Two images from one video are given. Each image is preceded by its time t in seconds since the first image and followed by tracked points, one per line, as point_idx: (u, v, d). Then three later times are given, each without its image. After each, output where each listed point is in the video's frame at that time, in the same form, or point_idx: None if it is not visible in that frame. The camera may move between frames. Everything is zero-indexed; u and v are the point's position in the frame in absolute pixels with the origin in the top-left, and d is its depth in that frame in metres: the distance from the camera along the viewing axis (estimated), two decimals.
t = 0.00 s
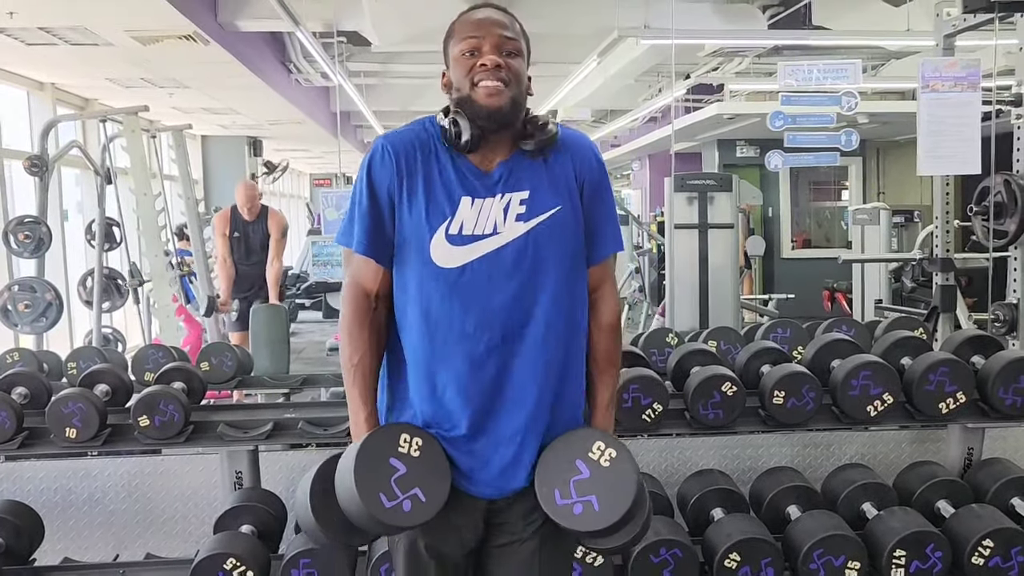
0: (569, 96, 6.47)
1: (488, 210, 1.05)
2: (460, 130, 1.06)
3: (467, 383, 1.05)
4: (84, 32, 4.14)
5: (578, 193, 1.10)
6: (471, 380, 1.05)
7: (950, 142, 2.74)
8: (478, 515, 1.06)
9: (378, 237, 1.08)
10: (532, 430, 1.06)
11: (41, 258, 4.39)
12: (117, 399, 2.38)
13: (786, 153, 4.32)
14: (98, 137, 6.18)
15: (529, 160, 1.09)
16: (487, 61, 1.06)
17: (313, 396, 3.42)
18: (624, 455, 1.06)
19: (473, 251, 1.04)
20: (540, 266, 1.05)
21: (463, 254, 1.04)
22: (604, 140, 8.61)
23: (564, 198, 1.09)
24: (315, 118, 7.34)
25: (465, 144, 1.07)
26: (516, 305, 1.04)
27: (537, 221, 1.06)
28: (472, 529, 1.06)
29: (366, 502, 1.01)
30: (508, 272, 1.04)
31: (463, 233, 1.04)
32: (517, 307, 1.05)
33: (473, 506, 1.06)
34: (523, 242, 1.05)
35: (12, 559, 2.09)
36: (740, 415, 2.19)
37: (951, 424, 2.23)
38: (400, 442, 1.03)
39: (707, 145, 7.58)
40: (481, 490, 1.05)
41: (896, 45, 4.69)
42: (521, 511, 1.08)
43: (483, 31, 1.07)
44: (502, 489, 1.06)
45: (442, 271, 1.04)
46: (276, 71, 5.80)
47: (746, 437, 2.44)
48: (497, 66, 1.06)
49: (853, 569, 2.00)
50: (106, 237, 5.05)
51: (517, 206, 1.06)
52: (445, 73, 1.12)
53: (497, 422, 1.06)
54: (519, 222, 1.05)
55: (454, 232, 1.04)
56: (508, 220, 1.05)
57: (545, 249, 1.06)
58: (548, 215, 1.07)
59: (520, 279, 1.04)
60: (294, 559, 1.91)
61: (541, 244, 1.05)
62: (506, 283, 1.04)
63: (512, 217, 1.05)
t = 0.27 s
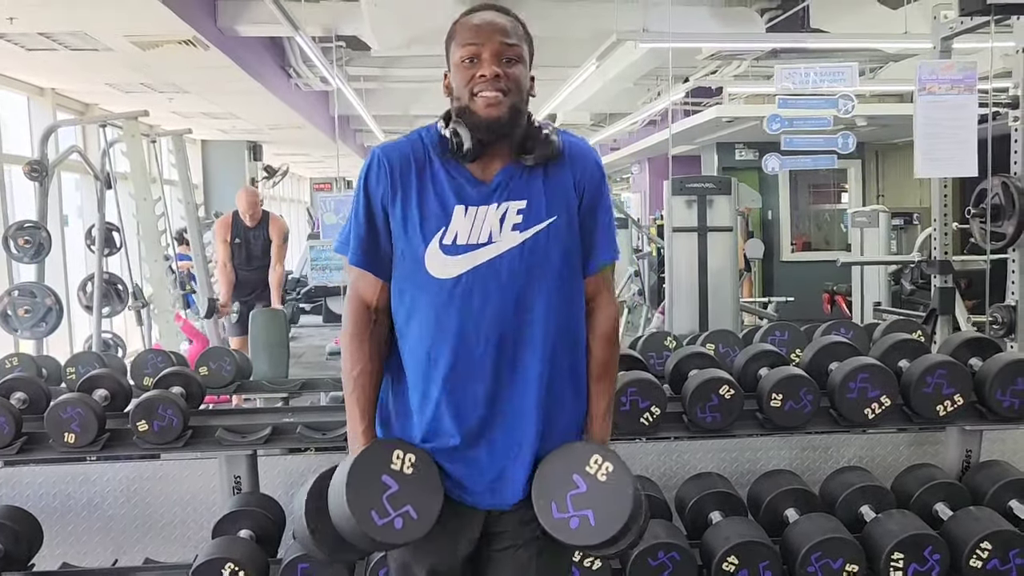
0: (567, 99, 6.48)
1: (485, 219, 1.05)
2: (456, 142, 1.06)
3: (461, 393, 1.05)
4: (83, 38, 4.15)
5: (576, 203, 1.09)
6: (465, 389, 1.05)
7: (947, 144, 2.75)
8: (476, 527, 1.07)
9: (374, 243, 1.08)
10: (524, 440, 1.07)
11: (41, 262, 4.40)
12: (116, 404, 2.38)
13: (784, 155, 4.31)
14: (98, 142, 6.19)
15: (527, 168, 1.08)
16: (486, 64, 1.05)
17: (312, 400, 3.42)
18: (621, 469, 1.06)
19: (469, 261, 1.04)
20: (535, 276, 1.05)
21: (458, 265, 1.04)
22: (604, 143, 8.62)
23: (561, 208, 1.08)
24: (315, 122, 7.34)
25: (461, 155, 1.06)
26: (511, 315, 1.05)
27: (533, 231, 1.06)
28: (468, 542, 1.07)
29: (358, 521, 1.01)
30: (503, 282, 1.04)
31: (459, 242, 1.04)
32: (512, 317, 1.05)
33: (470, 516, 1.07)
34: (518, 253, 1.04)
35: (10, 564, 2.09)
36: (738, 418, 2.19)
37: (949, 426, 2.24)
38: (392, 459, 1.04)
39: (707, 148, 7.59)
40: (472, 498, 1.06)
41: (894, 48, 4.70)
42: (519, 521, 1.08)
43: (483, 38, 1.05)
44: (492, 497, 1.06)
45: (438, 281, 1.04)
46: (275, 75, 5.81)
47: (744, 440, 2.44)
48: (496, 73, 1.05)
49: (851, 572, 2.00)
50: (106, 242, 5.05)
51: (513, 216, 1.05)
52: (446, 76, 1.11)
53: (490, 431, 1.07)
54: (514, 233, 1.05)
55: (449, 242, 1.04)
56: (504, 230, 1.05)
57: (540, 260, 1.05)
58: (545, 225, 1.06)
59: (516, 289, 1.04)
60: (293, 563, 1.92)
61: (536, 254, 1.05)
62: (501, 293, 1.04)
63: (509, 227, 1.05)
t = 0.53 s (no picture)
0: (569, 100, 6.48)
1: (473, 229, 1.01)
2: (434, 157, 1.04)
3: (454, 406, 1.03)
4: (84, 42, 4.16)
5: (571, 212, 1.05)
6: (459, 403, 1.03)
7: (946, 144, 2.74)
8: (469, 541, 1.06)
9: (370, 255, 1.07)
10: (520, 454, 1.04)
11: (44, 266, 4.41)
12: (115, 408, 2.39)
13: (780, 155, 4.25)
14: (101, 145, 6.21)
15: (513, 178, 1.04)
16: (426, 95, 1.03)
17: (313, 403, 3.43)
18: (631, 510, 1.08)
19: (458, 271, 1.01)
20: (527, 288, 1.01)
21: (447, 276, 1.01)
22: (606, 143, 8.62)
23: (554, 217, 1.03)
24: (315, 123, 7.35)
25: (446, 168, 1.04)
26: (502, 326, 1.01)
27: (524, 240, 1.01)
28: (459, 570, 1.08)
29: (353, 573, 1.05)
30: (495, 294, 1.01)
31: (449, 252, 1.01)
32: (504, 329, 1.02)
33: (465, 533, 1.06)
34: (508, 264, 1.00)
35: (10, 569, 2.10)
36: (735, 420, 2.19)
37: (947, 426, 2.23)
38: (380, 508, 1.05)
39: (709, 147, 7.58)
40: (470, 510, 1.05)
41: (895, 46, 4.69)
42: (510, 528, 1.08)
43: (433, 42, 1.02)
44: (490, 510, 1.04)
45: (428, 292, 1.02)
46: (276, 78, 5.81)
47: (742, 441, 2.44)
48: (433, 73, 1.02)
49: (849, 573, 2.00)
50: (108, 244, 5.07)
51: (503, 225, 1.01)
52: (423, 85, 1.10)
53: (484, 446, 1.04)
54: (505, 241, 1.01)
55: (437, 253, 1.01)
56: (494, 238, 1.01)
57: (532, 271, 1.01)
58: (538, 234, 1.02)
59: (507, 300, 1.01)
60: (289, 568, 1.92)
61: (528, 266, 1.01)
62: (491, 306, 1.01)
63: (498, 236, 1.01)
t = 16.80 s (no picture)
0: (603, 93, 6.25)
1: (553, 212, 1.00)
2: (528, 141, 1.00)
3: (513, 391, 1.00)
4: None
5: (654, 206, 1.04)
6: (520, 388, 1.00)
7: None
8: (572, 543, 1.02)
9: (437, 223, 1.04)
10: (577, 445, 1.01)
11: (53, 224, 4.17)
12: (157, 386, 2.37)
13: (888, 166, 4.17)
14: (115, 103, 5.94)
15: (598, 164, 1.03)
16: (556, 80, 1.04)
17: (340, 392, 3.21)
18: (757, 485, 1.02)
19: (530, 254, 0.99)
20: (602, 277, 1.01)
21: (521, 254, 0.99)
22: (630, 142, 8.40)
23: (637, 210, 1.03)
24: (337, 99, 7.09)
25: (535, 149, 1.01)
26: (570, 315, 0.99)
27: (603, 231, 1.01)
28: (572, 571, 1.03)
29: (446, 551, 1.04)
30: (564, 279, 0.99)
31: (525, 232, 0.99)
32: (578, 314, 0.99)
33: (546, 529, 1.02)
34: (585, 250, 1.00)
35: (32, 557, 1.96)
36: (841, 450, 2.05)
37: None
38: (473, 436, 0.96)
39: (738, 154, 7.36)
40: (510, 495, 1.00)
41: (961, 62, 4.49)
42: (597, 536, 1.04)
43: (565, 24, 1.02)
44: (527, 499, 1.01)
45: (497, 270, 0.99)
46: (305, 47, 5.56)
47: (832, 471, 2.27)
48: (575, 64, 1.01)
49: None
50: (120, 207, 4.83)
51: (585, 214, 1.00)
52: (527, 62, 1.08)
53: (541, 433, 1.01)
54: (584, 230, 1.00)
55: (513, 230, 0.99)
56: (574, 226, 1.00)
57: (608, 260, 1.01)
58: (616, 227, 1.01)
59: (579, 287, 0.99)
60: None
61: (605, 253, 1.01)
62: (564, 291, 0.99)
63: (579, 224, 1.00)
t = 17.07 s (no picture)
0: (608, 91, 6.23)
1: (559, 234, 1.05)
2: (530, 157, 1.04)
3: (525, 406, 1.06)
4: None
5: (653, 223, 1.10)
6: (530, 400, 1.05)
7: None
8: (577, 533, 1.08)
9: (448, 241, 1.08)
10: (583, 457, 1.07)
11: (57, 220, 4.18)
12: (162, 382, 2.38)
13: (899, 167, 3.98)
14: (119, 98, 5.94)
15: (600, 183, 1.07)
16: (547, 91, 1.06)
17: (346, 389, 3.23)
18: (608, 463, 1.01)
19: (538, 274, 1.04)
20: (605, 295, 1.06)
21: (529, 276, 1.04)
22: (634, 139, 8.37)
23: (637, 228, 1.08)
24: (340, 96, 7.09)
25: (539, 168, 1.05)
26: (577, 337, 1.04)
27: (605, 253, 1.05)
28: (578, 556, 1.09)
29: (456, 532, 1.09)
30: (569, 300, 1.04)
31: (532, 253, 1.04)
32: (579, 331, 1.05)
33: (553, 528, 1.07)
34: (592, 271, 1.05)
35: (36, 552, 1.96)
36: (846, 448, 2.05)
37: None
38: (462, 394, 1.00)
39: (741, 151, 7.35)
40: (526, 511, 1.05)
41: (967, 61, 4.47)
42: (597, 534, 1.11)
43: (567, 35, 1.04)
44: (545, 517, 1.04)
45: (509, 290, 1.05)
46: (309, 44, 5.55)
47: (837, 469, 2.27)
48: (577, 74, 1.04)
49: None
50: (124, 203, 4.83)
51: (589, 235, 1.05)
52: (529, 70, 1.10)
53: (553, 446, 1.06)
54: (588, 251, 1.05)
55: (523, 252, 1.04)
56: (578, 247, 1.04)
57: (613, 280, 1.06)
58: (618, 248, 1.06)
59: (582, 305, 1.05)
60: None
61: (608, 274, 1.06)
62: (572, 311, 1.04)
63: (582, 245, 1.05)
